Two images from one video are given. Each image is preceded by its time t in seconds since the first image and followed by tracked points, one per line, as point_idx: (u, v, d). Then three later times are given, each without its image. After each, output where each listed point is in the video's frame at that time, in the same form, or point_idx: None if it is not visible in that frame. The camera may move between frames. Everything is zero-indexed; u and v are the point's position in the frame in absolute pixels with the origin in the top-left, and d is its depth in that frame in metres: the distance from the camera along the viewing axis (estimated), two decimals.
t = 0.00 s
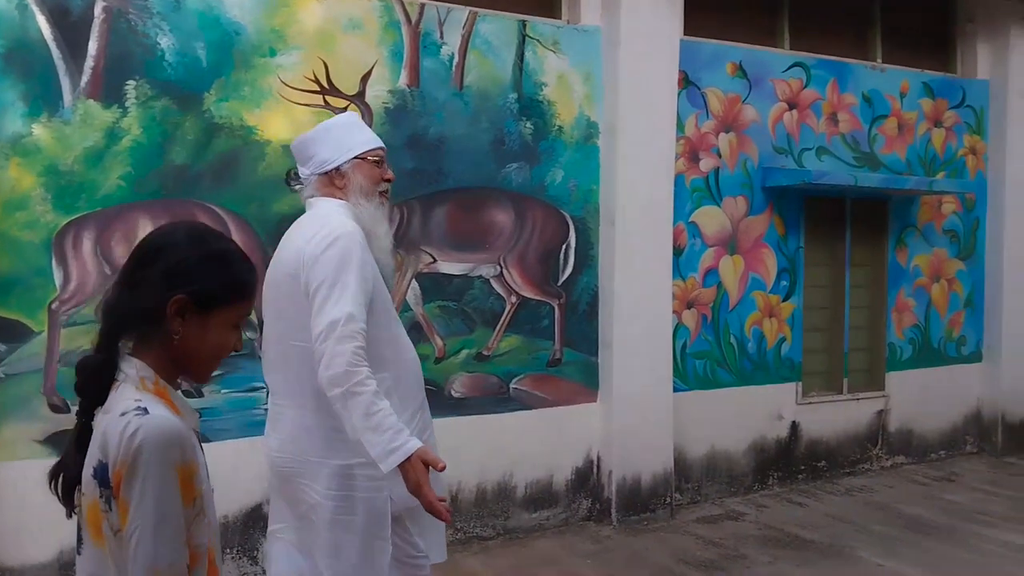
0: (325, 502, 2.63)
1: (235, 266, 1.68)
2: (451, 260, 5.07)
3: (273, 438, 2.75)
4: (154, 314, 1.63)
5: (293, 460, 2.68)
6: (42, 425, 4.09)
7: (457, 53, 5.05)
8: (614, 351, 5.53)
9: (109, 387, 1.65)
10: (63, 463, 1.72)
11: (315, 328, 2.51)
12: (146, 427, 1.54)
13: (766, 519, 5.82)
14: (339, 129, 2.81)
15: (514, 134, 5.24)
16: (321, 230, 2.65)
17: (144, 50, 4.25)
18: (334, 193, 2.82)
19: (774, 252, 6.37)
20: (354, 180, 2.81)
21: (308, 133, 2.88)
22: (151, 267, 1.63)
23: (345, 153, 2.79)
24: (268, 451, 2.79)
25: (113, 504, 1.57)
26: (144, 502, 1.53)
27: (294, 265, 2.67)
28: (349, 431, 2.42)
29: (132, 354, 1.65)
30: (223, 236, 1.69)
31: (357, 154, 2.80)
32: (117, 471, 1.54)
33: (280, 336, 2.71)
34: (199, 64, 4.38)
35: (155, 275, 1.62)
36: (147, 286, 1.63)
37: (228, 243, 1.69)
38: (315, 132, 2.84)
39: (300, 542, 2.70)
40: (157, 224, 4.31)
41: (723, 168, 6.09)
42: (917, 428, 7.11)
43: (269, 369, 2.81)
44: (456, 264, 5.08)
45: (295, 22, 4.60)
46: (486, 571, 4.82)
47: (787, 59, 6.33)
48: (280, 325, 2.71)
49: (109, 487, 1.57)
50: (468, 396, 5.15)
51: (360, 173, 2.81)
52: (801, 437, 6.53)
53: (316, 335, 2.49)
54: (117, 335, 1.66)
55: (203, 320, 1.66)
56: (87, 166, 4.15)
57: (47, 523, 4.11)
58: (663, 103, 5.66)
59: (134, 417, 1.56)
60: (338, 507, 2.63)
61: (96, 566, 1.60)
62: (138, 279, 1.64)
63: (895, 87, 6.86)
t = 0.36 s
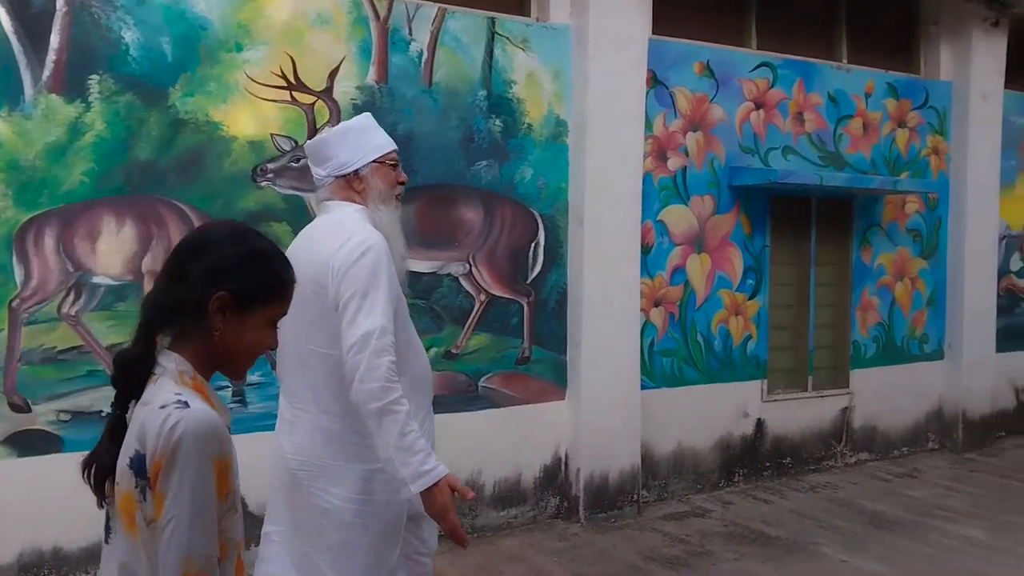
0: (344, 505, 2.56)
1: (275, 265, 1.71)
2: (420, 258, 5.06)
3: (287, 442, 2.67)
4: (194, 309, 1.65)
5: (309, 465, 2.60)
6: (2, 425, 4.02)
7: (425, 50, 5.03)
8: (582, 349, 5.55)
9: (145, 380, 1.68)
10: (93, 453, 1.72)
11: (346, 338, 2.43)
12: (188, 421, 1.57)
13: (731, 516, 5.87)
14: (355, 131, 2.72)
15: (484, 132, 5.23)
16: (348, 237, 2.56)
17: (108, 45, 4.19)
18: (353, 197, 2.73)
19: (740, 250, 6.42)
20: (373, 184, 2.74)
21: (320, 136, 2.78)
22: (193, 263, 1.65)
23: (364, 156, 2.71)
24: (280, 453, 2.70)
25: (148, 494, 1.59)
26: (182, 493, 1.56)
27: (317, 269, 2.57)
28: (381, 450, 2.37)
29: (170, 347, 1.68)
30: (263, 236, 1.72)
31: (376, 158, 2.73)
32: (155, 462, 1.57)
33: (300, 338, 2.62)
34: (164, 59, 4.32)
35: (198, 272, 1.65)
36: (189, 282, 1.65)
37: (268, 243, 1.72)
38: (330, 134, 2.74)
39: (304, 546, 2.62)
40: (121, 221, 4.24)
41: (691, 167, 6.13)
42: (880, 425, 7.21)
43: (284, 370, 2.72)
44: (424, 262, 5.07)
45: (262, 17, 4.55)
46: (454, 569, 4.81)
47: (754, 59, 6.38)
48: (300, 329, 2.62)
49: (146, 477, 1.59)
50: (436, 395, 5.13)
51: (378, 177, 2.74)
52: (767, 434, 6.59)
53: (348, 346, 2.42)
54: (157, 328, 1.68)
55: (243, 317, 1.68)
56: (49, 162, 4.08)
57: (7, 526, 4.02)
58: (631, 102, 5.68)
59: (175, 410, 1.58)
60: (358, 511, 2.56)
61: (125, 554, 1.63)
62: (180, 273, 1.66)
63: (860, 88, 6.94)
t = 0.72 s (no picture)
0: (350, 498, 2.56)
1: (296, 275, 1.75)
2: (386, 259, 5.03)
3: (289, 435, 2.64)
4: (221, 318, 1.69)
5: (314, 458, 2.58)
6: None
7: (392, 50, 5.00)
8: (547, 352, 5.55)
9: (171, 387, 1.70)
10: (116, 457, 1.73)
11: (365, 338, 2.46)
12: (223, 429, 1.60)
13: (693, 517, 5.91)
14: (357, 127, 2.73)
15: (451, 133, 5.22)
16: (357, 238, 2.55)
17: (68, 40, 4.12)
18: (359, 193, 2.74)
19: (704, 254, 6.46)
20: (379, 180, 2.75)
21: (325, 129, 2.77)
22: (221, 273, 1.69)
23: (372, 151, 2.72)
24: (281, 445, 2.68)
25: (180, 501, 1.61)
26: (217, 501, 1.59)
27: (326, 267, 2.55)
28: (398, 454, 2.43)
29: (195, 354, 1.71)
30: (285, 246, 1.75)
31: (383, 153, 2.74)
32: (188, 470, 1.59)
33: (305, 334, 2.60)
34: (126, 56, 4.26)
35: (226, 283, 1.69)
36: (217, 291, 1.69)
37: (290, 253, 1.76)
38: (336, 128, 2.73)
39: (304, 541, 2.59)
40: (80, 219, 4.17)
41: (656, 171, 6.16)
42: (841, 428, 7.29)
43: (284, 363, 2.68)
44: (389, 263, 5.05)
45: (227, 14, 4.51)
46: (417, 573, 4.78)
47: (719, 64, 6.43)
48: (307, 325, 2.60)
49: (178, 485, 1.61)
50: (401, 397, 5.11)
51: (385, 172, 2.75)
52: (729, 436, 6.64)
53: (367, 346, 2.45)
54: (182, 335, 1.72)
55: (269, 325, 1.73)
56: (6, 158, 4.00)
57: None
58: (598, 105, 5.71)
59: (208, 419, 1.61)
60: (364, 503, 2.57)
61: (154, 560, 1.64)
62: (207, 282, 1.70)
63: (823, 94, 7.02)
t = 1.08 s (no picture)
0: (345, 500, 2.49)
1: (324, 281, 1.74)
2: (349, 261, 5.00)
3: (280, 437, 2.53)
4: (254, 324, 1.67)
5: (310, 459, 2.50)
6: None
7: (356, 51, 4.97)
8: (514, 355, 5.56)
9: (203, 395, 1.68)
10: (152, 460, 1.72)
11: (374, 347, 2.43)
12: (266, 435, 1.59)
13: (658, 518, 5.94)
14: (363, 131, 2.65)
15: (415, 135, 5.21)
16: (356, 246, 2.48)
17: (26, 39, 4.05)
18: (358, 196, 2.67)
19: (668, 256, 6.51)
20: (378, 183, 2.68)
21: (322, 132, 2.69)
22: (253, 279, 1.67)
23: (371, 154, 2.65)
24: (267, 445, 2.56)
25: (228, 507, 1.61)
26: (266, 507, 1.59)
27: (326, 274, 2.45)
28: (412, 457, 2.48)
29: (225, 361, 1.69)
30: (314, 252, 1.74)
31: (383, 156, 2.68)
32: (235, 478, 1.59)
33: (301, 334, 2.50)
34: (85, 56, 4.20)
35: (258, 289, 1.67)
36: (249, 298, 1.67)
37: (318, 260, 1.74)
38: (334, 130, 2.65)
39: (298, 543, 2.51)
40: (38, 221, 4.09)
41: (621, 174, 6.19)
42: (803, 428, 7.37)
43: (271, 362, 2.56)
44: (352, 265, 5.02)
45: (188, 15, 4.46)
46: None
47: (683, 68, 6.48)
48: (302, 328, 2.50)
49: (225, 492, 1.60)
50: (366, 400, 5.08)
51: (384, 175, 2.69)
52: (693, 437, 6.69)
53: (379, 355, 2.43)
54: (212, 342, 1.69)
55: (300, 329, 1.72)
56: None
57: None
58: (563, 107, 5.72)
59: (251, 426, 1.60)
60: (358, 505, 2.51)
61: (201, 566, 1.64)
62: (237, 287, 1.68)
63: (785, 98, 7.10)
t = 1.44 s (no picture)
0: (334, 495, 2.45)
1: (354, 276, 1.81)
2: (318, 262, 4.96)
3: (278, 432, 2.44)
4: (292, 317, 1.74)
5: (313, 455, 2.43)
6: None
7: (325, 49, 4.92)
8: (485, 355, 5.54)
9: (241, 388, 1.74)
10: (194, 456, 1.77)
11: (378, 346, 2.46)
12: (309, 424, 1.65)
13: (629, 516, 5.96)
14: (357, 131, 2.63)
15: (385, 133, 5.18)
16: (357, 244, 2.47)
17: None
18: (353, 195, 2.63)
19: (639, 255, 6.52)
20: (372, 182, 2.67)
21: (317, 129, 2.64)
22: (292, 274, 1.73)
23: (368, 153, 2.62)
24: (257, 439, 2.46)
25: (275, 497, 1.66)
26: (313, 494, 1.65)
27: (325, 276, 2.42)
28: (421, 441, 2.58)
29: (261, 353, 1.76)
30: (344, 247, 1.80)
31: (378, 155, 2.66)
32: (282, 467, 1.64)
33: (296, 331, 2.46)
34: (48, 53, 4.13)
35: (298, 282, 1.73)
36: (289, 290, 1.73)
37: (346, 257, 1.81)
38: (330, 128, 2.61)
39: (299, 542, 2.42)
40: None
41: (592, 173, 6.20)
42: (772, 426, 7.42)
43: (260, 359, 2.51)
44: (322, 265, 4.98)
45: (153, 11, 4.40)
46: None
47: (653, 68, 6.50)
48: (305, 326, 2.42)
49: (271, 481, 1.66)
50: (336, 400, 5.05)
51: (378, 174, 2.68)
52: (664, 435, 6.72)
53: (384, 353, 2.47)
54: (248, 335, 1.76)
55: (333, 322, 1.79)
56: None
57: None
58: (534, 106, 5.71)
59: (294, 415, 1.66)
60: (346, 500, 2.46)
61: (250, 553, 1.71)
62: (272, 283, 1.74)
63: (754, 98, 7.14)
